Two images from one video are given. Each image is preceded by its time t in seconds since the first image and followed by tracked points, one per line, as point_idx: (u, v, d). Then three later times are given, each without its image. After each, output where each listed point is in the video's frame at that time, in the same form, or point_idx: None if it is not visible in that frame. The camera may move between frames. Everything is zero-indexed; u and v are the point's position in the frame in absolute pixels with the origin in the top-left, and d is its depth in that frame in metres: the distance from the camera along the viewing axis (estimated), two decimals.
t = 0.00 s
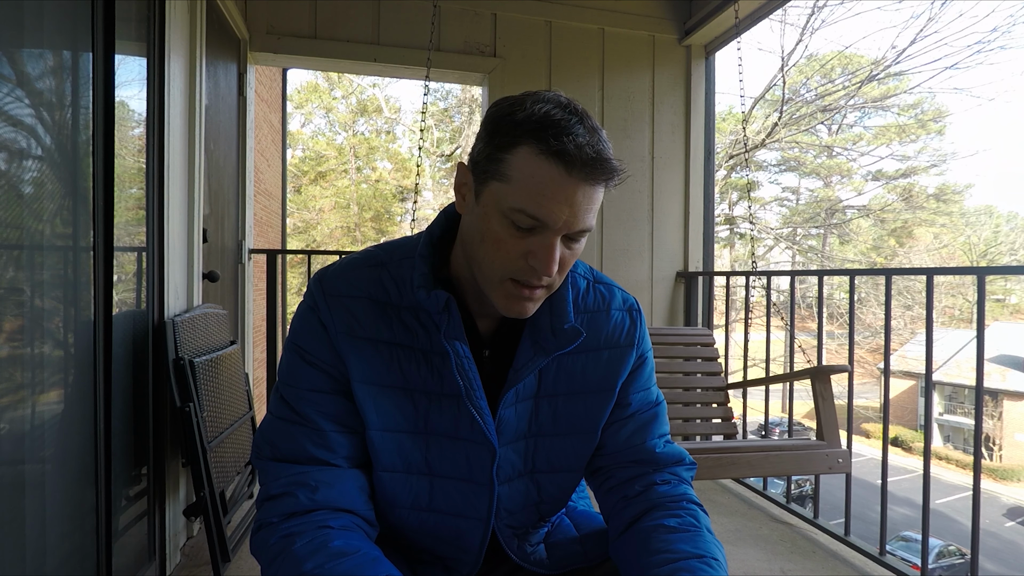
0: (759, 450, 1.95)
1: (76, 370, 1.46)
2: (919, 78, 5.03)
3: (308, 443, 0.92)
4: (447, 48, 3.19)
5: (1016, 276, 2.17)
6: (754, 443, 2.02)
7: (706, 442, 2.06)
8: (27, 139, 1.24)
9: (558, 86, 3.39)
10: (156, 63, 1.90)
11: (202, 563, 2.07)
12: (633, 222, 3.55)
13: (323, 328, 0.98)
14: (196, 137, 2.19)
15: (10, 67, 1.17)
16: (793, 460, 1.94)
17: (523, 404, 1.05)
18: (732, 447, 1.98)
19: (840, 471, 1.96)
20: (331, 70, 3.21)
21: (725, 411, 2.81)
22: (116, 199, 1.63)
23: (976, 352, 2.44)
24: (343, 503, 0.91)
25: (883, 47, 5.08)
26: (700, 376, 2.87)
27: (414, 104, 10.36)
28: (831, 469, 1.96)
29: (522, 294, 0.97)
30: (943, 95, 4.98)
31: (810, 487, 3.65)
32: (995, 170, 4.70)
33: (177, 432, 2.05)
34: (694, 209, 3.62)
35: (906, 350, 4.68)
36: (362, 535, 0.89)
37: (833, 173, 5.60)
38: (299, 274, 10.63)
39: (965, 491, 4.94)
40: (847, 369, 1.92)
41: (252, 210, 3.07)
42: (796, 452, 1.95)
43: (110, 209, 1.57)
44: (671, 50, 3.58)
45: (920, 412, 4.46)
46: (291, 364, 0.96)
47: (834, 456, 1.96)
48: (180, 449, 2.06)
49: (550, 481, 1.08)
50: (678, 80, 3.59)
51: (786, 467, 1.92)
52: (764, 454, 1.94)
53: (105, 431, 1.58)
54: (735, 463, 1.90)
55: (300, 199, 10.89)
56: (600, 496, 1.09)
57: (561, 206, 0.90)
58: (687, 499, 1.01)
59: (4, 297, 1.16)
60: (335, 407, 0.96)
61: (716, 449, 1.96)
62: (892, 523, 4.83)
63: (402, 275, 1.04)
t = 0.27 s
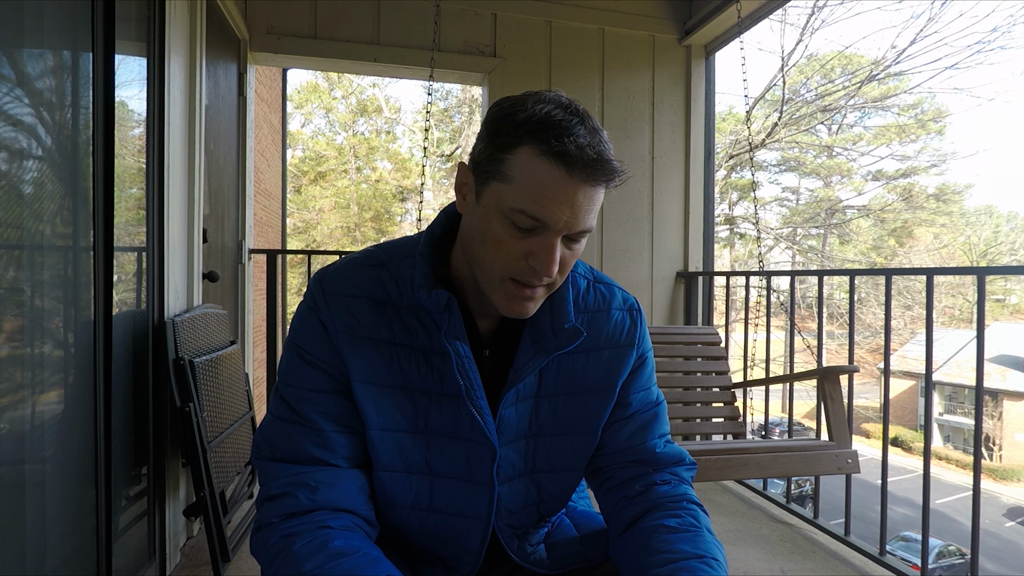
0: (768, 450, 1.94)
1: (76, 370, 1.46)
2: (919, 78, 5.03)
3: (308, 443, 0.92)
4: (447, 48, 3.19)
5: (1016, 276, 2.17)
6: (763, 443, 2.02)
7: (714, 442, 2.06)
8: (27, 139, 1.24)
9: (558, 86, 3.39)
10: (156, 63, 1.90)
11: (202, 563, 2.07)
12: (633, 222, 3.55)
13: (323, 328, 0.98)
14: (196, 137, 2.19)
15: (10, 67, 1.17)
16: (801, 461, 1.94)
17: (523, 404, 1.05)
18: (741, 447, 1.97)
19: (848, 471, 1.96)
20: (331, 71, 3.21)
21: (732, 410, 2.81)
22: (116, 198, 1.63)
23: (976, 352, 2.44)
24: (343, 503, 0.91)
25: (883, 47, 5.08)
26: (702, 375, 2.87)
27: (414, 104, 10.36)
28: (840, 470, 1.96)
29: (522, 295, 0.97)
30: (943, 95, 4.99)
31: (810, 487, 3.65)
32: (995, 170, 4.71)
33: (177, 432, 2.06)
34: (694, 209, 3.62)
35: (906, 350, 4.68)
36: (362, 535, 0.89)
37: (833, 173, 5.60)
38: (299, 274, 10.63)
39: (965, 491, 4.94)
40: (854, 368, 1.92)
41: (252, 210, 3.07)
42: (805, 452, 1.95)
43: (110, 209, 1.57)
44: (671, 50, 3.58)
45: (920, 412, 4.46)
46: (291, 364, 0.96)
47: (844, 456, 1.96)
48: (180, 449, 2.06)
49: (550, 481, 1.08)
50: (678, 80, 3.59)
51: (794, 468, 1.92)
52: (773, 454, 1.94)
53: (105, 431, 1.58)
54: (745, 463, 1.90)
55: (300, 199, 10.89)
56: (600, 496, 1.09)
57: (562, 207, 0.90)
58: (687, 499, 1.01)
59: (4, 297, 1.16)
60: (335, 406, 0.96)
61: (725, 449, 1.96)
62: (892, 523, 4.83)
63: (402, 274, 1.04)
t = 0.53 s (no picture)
0: (774, 446, 1.93)
1: (76, 370, 1.46)
2: (919, 78, 5.03)
3: (308, 443, 0.92)
4: (447, 48, 3.19)
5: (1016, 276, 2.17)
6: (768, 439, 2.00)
7: (720, 440, 2.05)
8: (27, 139, 1.24)
9: (558, 85, 3.39)
10: (156, 63, 1.90)
11: (202, 563, 2.07)
12: (633, 222, 3.55)
13: (323, 328, 0.98)
14: (196, 137, 2.19)
15: (10, 67, 1.17)
16: (807, 459, 1.94)
17: (523, 404, 1.05)
18: (748, 443, 1.97)
19: (851, 467, 1.97)
20: (331, 71, 3.21)
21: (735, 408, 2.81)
22: (116, 198, 1.63)
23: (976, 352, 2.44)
24: (343, 503, 0.91)
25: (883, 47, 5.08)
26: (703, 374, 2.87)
27: (414, 104, 10.36)
28: (844, 466, 1.97)
29: (523, 295, 0.97)
30: (943, 95, 4.99)
31: (810, 487, 3.65)
32: (995, 170, 4.71)
33: (177, 432, 2.05)
34: (694, 209, 3.62)
35: (906, 350, 4.68)
36: (362, 535, 0.89)
37: (833, 173, 5.60)
38: (299, 274, 10.63)
39: (965, 491, 4.94)
40: (857, 365, 1.93)
41: (252, 210, 3.07)
42: (810, 448, 1.95)
43: (110, 209, 1.57)
44: (671, 50, 3.58)
45: (920, 412, 4.46)
46: (291, 364, 0.96)
47: (848, 452, 1.96)
48: (180, 449, 2.06)
49: (550, 481, 1.08)
50: (678, 80, 3.59)
51: (800, 465, 1.92)
52: (779, 450, 1.93)
53: (105, 431, 1.58)
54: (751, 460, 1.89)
55: (300, 199, 10.89)
56: (600, 496, 1.09)
57: (562, 207, 0.90)
58: (687, 499, 1.01)
59: (4, 297, 1.16)
60: (335, 406, 0.96)
61: (731, 445, 1.94)
62: (892, 523, 4.83)
63: (402, 274, 1.04)
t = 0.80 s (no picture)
0: (773, 445, 1.93)
1: (76, 370, 1.46)
2: (919, 78, 5.03)
3: (308, 443, 0.92)
4: (447, 48, 3.19)
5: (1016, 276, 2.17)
6: (767, 438, 2.01)
7: (721, 439, 2.05)
8: (27, 139, 1.24)
9: (558, 85, 3.39)
10: (156, 63, 1.90)
11: (202, 563, 2.07)
12: (633, 222, 3.55)
13: (323, 327, 0.98)
14: (196, 137, 2.19)
15: (10, 66, 1.17)
16: (804, 457, 1.95)
17: (523, 404, 1.05)
18: (748, 443, 1.97)
19: (848, 465, 1.97)
20: (331, 71, 3.21)
21: (732, 404, 2.80)
22: (116, 198, 1.63)
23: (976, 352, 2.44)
24: (343, 503, 0.91)
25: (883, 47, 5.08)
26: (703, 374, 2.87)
27: (414, 104, 10.36)
28: (840, 464, 1.97)
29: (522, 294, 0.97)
30: (943, 95, 4.99)
31: (810, 487, 3.65)
32: (995, 170, 4.71)
33: (177, 432, 2.05)
34: (694, 209, 3.62)
35: (905, 349, 4.68)
36: (362, 535, 0.89)
37: (833, 173, 5.60)
38: (299, 274, 10.63)
39: (965, 491, 4.94)
40: (853, 364, 1.92)
41: (252, 210, 3.07)
42: (808, 447, 1.95)
43: (110, 209, 1.57)
44: (671, 49, 3.58)
45: (920, 412, 4.46)
46: (291, 364, 0.96)
47: (845, 450, 1.96)
48: (180, 449, 2.06)
49: (550, 481, 1.08)
50: (678, 80, 3.59)
51: (798, 463, 1.93)
52: (778, 449, 1.93)
53: (105, 431, 1.58)
54: (751, 459, 1.88)
55: (300, 199, 10.89)
56: (601, 495, 1.09)
57: (562, 206, 0.90)
58: (687, 499, 1.01)
59: (4, 296, 1.16)
60: (335, 407, 0.96)
61: (730, 444, 1.94)
62: (892, 523, 4.83)
63: (402, 275, 1.04)
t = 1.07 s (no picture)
0: (764, 445, 1.94)
1: (76, 370, 1.46)
2: (919, 78, 5.03)
3: (308, 443, 0.92)
4: (447, 48, 3.19)
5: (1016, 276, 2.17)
6: (759, 438, 2.01)
7: (715, 438, 2.06)
8: (27, 139, 1.24)
9: (558, 85, 3.39)
10: (156, 63, 1.90)
11: (202, 563, 2.07)
12: (634, 222, 3.55)
13: (323, 328, 0.98)
14: (196, 137, 2.19)
15: (10, 66, 1.17)
16: (795, 456, 1.94)
17: (523, 404, 1.05)
18: (741, 442, 1.97)
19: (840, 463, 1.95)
20: (331, 71, 3.21)
21: (725, 402, 2.81)
22: (116, 198, 1.63)
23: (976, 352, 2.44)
24: (343, 503, 0.91)
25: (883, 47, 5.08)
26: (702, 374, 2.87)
27: (414, 104, 10.36)
28: (831, 462, 1.95)
29: (521, 288, 0.97)
30: (943, 95, 4.99)
31: (810, 487, 3.65)
32: (995, 170, 4.71)
33: (177, 432, 2.05)
34: (694, 209, 3.62)
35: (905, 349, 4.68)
36: (362, 535, 0.89)
37: (833, 173, 5.60)
38: (299, 274, 10.63)
39: (965, 491, 4.94)
40: (846, 364, 1.92)
41: (252, 210, 3.07)
42: (799, 446, 1.95)
43: (110, 209, 1.57)
44: (671, 49, 3.58)
45: (920, 412, 4.46)
46: (291, 364, 0.96)
47: (836, 449, 1.95)
48: (180, 449, 2.06)
49: (550, 481, 1.08)
50: (678, 80, 3.59)
51: (790, 462, 1.93)
52: (769, 448, 1.94)
53: (105, 431, 1.58)
54: (741, 458, 1.89)
55: (300, 199, 10.89)
56: (600, 495, 1.09)
57: (561, 198, 0.90)
58: (687, 499, 1.01)
59: (4, 296, 1.16)
60: (335, 407, 0.96)
61: (722, 444, 1.95)
62: (892, 523, 4.82)
63: (402, 274, 1.04)
